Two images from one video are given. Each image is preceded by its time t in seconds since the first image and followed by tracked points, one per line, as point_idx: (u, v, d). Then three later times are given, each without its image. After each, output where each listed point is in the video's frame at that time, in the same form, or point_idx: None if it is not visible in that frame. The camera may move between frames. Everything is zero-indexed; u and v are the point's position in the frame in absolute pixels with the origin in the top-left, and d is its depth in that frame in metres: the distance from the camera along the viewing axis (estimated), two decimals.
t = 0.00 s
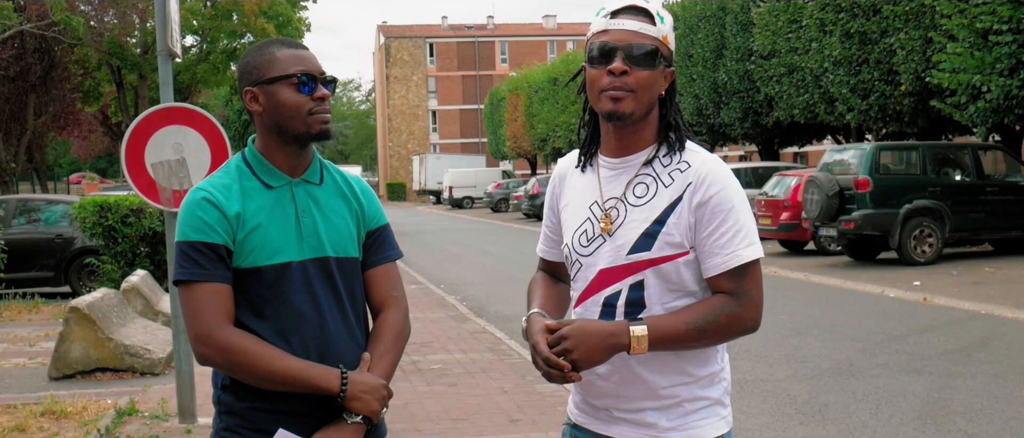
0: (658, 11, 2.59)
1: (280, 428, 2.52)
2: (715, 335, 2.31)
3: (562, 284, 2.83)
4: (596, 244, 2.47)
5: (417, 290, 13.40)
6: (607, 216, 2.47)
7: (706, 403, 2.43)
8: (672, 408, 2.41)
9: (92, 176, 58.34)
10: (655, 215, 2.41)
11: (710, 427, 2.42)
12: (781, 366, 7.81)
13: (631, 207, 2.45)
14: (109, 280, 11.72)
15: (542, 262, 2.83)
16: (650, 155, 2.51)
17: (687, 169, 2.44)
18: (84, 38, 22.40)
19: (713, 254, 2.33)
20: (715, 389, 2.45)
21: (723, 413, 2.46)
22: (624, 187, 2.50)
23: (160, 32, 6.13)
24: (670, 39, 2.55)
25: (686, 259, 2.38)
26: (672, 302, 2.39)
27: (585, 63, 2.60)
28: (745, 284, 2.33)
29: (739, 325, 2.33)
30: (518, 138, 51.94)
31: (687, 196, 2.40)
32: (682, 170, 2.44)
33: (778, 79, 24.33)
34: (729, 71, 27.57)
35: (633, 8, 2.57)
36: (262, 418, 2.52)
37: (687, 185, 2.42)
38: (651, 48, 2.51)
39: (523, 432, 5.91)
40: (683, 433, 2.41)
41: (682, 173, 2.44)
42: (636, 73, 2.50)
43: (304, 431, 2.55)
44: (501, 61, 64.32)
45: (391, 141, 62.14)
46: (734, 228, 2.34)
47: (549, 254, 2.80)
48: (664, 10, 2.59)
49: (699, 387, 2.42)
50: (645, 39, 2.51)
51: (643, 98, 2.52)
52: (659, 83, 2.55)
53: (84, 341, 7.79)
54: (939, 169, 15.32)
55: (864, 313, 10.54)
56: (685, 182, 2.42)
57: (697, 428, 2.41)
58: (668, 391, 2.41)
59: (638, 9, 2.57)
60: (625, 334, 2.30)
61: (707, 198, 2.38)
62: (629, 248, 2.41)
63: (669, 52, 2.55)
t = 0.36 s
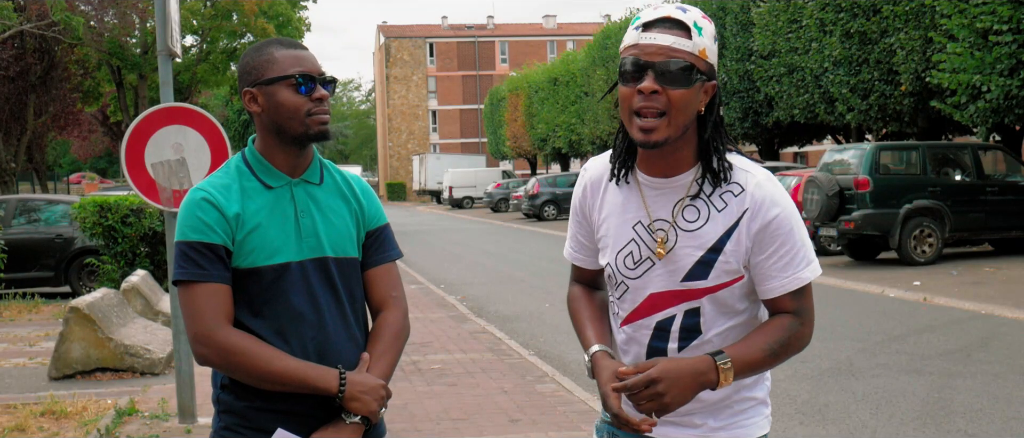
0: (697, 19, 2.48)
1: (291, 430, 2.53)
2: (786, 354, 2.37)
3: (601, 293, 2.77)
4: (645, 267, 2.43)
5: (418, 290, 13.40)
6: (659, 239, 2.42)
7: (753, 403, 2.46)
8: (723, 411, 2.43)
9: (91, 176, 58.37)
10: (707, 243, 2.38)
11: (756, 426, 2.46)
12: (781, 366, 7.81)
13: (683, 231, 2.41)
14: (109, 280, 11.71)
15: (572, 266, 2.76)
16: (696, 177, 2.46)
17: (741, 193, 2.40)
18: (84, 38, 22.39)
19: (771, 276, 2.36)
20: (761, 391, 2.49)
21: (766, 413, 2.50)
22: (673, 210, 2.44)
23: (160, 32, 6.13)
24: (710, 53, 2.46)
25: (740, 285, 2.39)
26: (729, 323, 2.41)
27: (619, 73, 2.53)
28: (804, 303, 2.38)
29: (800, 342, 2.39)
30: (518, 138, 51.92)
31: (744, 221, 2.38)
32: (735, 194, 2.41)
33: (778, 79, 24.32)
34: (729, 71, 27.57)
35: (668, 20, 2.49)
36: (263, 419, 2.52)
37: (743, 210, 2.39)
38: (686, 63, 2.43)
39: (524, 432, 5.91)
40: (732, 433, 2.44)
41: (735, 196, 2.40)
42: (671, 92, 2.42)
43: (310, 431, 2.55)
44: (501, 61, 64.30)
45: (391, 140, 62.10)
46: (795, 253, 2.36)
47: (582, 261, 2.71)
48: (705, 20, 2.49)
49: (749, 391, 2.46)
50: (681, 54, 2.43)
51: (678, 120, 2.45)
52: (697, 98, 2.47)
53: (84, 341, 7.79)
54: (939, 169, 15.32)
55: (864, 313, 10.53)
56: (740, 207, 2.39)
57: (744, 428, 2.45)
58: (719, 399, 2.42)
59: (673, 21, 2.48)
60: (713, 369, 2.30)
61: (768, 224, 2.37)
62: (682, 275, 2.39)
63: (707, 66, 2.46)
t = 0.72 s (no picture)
0: (698, 17, 2.52)
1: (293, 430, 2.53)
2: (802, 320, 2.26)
3: (601, 295, 2.73)
4: (652, 263, 2.44)
5: (418, 290, 13.40)
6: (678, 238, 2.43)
7: (753, 402, 2.47)
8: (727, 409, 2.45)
9: (91, 176, 58.37)
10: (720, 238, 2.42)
11: (757, 424, 2.47)
12: (780, 366, 7.81)
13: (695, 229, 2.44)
14: (109, 279, 11.70)
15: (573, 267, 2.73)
16: (710, 171, 2.48)
17: (749, 187, 2.45)
18: (84, 38, 22.39)
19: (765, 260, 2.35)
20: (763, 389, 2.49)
21: (767, 411, 2.50)
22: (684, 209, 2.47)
23: (160, 32, 6.13)
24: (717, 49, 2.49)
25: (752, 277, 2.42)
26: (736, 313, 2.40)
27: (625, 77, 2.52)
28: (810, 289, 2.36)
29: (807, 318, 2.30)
30: (518, 138, 51.93)
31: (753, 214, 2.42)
32: (743, 188, 2.45)
33: (778, 79, 24.33)
34: (729, 71, 27.59)
35: (675, 19, 2.49)
36: (263, 418, 2.52)
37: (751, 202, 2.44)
38: (704, 57, 2.44)
39: (524, 432, 5.91)
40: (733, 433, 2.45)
41: (743, 190, 2.45)
42: (695, 87, 2.42)
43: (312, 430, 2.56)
44: (501, 61, 64.31)
45: (391, 140, 62.06)
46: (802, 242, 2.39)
47: (588, 263, 2.69)
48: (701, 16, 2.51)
49: (752, 388, 2.46)
50: (696, 51, 2.44)
51: (701, 114, 2.44)
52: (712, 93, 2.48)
53: (84, 341, 7.79)
54: (939, 169, 15.32)
55: (864, 313, 10.53)
56: (750, 200, 2.44)
57: (746, 427, 2.46)
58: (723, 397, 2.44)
59: (680, 18, 2.49)
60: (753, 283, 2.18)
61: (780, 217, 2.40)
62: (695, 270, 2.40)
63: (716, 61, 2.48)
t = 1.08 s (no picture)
0: (638, 14, 2.60)
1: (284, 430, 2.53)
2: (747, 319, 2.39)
3: (564, 293, 2.81)
4: (596, 249, 2.50)
5: (418, 290, 13.39)
6: (613, 221, 2.49)
7: (705, 396, 2.46)
8: (678, 403, 2.44)
9: (92, 175, 58.39)
10: (655, 219, 2.45)
11: (710, 419, 2.46)
12: (781, 366, 7.81)
13: (632, 212, 2.48)
14: (109, 279, 11.71)
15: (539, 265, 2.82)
16: (647, 158, 2.54)
17: (685, 172, 2.48)
18: (84, 38, 22.38)
19: (717, 251, 2.38)
20: (716, 383, 2.48)
21: (722, 406, 2.49)
22: (624, 193, 2.52)
23: (159, 32, 6.13)
24: (653, 43, 2.56)
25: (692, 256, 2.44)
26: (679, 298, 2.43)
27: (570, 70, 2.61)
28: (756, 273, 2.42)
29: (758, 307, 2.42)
30: (518, 138, 51.96)
31: (689, 196, 2.45)
32: (680, 174, 2.48)
33: (778, 79, 24.32)
34: (729, 71, 27.60)
35: (613, 14, 2.59)
36: (264, 418, 2.52)
37: (686, 188, 2.46)
38: (634, 51, 2.52)
39: (524, 432, 5.91)
40: (686, 427, 2.44)
41: (679, 175, 2.48)
42: (622, 78, 2.52)
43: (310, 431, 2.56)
44: (501, 61, 64.34)
45: (391, 140, 62.08)
46: (734, 226, 2.40)
47: (548, 262, 2.77)
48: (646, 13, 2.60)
49: (704, 381, 2.46)
50: (628, 44, 2.53)
51: (627, 104, 2.54)
52: (643, 85, 2.57)
53: (84, 341, 7.79)
54: (939, 169, 15.32)
55: (863, 313, 10.53)
56: (685, 183, 2.47)
57: (699, 422, 2.44)
58: (672, 387, 2.43)
59: (618, 14, 2.59)
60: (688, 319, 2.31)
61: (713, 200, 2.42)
62: (631, 253, 2.44)
63: (651, 54, 2.56)
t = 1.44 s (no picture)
0: (597, 16, 2.65)
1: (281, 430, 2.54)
2: (688, 320, 2.36)
3: (533, 287, 2.88)
4: (553, 241, 2.53)
5: (418, 290, 13.40)
6: (565, 214, 2.53)
7: (662, 388, 2.46)
8: (630, 394, 2.45)
9: (92, 175, 58.40)
10: (605, 209, 2.47)
11: (668, 411, 2.45)
12: (781, 366, 7.81)
13: (584, 204, 2.51)
14: (109, 279, 11.71)
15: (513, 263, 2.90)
16: (602, 152, 2.56)
17: (635, 166, 2.49)
18: (84, 38, 22.38)
19: (668, 244, 2.37)
20: (675, 374, 2.48)
21: (683, 398, 2.49)
22: (578, 185, 2.55)
23: (160, 32, 6.12)
24: (612, 41, 2.62)
25: (641, 247, 2.43)
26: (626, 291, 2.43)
27: (530, 68, 2.67)
28: (705, 269, 2.39)
29: (706, 307, 2.39)
30: (518, 139, 51.96)
31: (636, 191, 2.45)
32: (631, 168, 2.49)
33: (778, 79, 24.32)
34: (729, 70, 27.60)
35: (574, 15, 2.64)
36: (267, 419, 2.52)
37: (636, 181, 2.47)
38: (594, 48, 2.58)
39: (524, 432, 5.91)
40: (641, 420, 2.44)
41: (630, 169, 2.49)
42: (583, 75, 2.56)
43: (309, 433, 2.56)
44: (501, 61, 64.35)
45: (390, 140, 62.08)
46: (679, 218, 2.38)
47: (519, 258, 2.85)
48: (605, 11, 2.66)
49: (660, 373, 2.46)
50: (587, 43, 2.57)
51: (589, 99, 2.58)
52: (603, 82, 2.63)
53: (84, 341, 7.79)
54: (939, 169, 15.32)
55: (864, 313, 10.53)
56: (633, 178, 2.47)
57: (655, 413, 2.44)
58: (625, 377, 2.44)
59: (577, 16, 2.63)
60: (607, 344, 2.33)
61: (657, 195, 2.42)
62: (582, 243, 2.46)
63: (608, 51, 2.62)
